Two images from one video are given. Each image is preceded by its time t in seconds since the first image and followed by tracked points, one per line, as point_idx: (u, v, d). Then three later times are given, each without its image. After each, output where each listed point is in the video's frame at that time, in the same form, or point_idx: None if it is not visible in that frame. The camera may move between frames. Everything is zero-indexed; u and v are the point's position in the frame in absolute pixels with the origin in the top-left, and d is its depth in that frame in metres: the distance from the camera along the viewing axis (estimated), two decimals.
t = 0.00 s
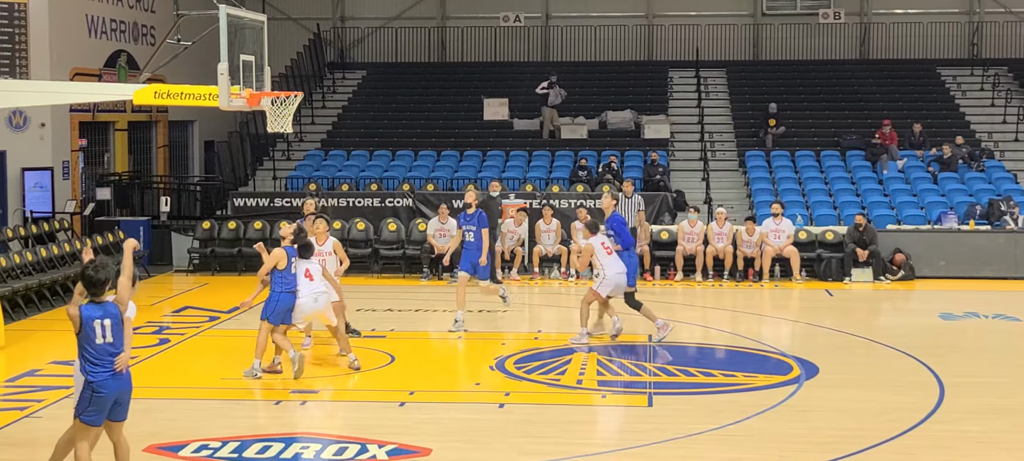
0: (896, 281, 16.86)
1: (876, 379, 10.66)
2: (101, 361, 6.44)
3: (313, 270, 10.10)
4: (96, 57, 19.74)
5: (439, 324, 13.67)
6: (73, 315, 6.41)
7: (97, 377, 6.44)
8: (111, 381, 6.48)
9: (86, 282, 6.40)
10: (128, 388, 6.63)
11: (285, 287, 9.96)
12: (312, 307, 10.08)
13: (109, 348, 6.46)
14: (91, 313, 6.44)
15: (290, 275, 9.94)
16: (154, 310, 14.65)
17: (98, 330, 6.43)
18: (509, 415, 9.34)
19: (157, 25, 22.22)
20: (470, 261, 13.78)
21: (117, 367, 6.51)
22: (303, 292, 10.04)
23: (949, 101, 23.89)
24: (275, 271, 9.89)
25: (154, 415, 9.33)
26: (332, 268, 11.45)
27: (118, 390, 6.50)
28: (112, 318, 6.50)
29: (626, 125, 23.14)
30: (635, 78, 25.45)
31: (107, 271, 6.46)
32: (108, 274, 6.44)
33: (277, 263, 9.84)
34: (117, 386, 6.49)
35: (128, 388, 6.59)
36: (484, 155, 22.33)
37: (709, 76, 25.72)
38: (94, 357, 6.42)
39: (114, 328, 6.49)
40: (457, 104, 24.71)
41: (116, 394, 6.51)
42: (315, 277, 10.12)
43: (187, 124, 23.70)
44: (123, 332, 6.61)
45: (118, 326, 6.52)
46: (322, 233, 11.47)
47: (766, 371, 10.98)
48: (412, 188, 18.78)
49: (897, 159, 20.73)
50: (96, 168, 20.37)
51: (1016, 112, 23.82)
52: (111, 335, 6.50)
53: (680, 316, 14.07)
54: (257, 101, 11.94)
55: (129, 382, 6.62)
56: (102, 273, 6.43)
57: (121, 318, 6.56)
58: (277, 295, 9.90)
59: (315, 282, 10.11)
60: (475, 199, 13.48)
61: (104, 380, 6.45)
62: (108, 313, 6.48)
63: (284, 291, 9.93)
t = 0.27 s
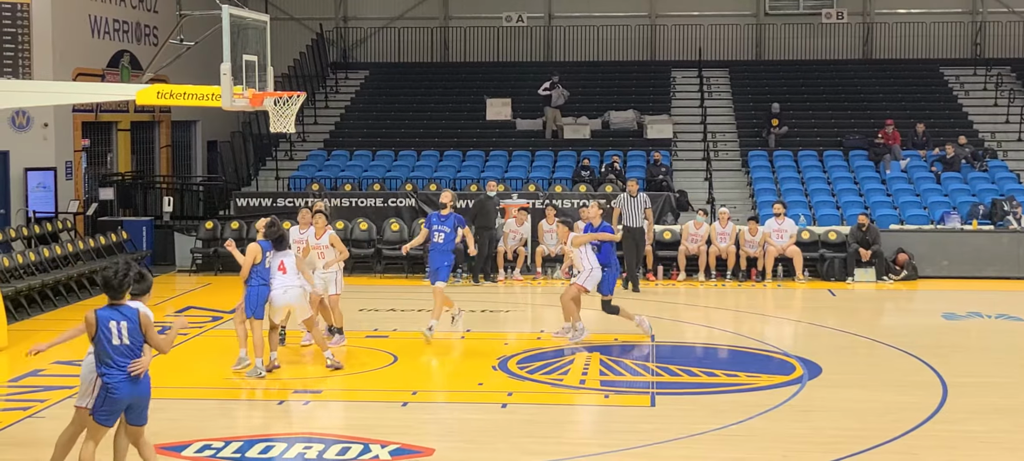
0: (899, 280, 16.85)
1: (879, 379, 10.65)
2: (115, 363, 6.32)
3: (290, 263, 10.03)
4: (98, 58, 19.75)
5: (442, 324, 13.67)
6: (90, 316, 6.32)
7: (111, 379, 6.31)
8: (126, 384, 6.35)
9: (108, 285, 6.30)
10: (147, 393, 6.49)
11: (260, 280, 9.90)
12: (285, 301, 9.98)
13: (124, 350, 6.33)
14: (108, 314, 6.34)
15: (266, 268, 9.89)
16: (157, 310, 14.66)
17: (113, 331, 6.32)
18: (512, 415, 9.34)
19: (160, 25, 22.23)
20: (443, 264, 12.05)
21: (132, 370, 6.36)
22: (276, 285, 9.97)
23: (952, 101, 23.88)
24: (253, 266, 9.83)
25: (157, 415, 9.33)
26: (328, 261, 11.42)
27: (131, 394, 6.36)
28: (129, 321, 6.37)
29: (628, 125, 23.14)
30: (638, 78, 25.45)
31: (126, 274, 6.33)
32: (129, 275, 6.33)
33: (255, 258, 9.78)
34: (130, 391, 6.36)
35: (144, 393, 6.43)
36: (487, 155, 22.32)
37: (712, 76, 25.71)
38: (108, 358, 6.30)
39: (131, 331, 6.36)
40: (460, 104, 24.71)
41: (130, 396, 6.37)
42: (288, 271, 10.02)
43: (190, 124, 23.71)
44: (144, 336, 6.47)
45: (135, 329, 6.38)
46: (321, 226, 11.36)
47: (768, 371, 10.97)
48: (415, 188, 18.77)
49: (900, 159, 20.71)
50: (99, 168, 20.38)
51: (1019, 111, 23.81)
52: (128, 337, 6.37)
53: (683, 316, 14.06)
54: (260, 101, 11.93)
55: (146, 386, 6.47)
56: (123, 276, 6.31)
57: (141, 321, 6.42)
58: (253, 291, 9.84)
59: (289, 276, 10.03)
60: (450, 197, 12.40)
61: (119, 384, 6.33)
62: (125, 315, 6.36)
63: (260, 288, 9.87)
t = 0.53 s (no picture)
0: (902, 280, 16.84)
1: (881, 379, 10.65)
2: (160, 367, 6.22)
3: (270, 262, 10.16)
4: (100, 58, 19.75)
5: (444, 324, 13.67)
6: (146, 316, 6.29)
7: (155, 382, 6.22)
8: (168, 390, 6.23)
9: (165, 289, 6.20)
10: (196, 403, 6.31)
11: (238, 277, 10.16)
12: (261, 301, 10.09)
13: (170, 356, 6.22)
14: (162, 317, 6.26)
15: (244, 267, 10.13)
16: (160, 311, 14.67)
17: (163, 335, 6.23)
18: (513, 415, 9.34)
19: (162, 25, 22.24)
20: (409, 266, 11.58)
21: (177, 378, 6.24)
22: (253, 283, 10.13)
23: (954, 101, 23.88)
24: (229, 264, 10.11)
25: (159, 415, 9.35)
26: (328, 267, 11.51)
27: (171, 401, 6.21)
28: (181, 328, 6.26)
29: (630, 125, 23.12)
30: (640, 78, 25.45)
31: (178, 279, 6.22)
32: (185, 282, 6.22)
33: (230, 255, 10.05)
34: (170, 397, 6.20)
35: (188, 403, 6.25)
36: (489, 155, 22.32)
37: (714, 76, 25.71)
38: (155, 362, 6.22)
39: (179, 336, 6.25)
40: (462, 104, 24.72)
41: (170, 404, 6.22)
42: (265, 272, 10.14)
43: (192, 124, 23.71)
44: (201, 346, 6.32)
45: (185, 337, 6.26)
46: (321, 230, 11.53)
47: (771, 371, 10.97)
48: (417, 188, 18.77)
49: (903, 158, 20.69)
50: (101, 168, 20.39)
51: (1021, 111, 23.81)
52: (178, 343, 6.26)
53: (686, 316, 14.06)
54: (262, 101, 11.94)
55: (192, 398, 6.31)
56: (179, 281, 6.22)
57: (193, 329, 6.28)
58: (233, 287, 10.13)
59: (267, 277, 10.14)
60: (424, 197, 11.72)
61: (161, 389, 6.22)
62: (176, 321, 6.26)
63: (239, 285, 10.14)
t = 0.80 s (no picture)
0: (904, 280, 16.84)
1: (884, 379, 10.65)
2: (219, 357, 6.25)
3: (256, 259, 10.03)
4: (103, 58, 19.76)
5: (446, 324, 13.68)
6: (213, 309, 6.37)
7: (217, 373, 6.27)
8: (228, 382, 6.23)
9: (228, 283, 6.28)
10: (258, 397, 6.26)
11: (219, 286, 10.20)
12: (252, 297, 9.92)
13: (226, 345, 6.24)
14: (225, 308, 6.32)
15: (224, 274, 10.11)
16: (162, 311, 14.68)
17: (224, 325, 6.27)
18: (516, 415, 9.35)
19: (164, 25, 22.25)
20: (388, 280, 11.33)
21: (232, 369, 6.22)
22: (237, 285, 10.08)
23: (957, 101, 23.86)
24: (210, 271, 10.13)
25: (163, 415, 9.35)
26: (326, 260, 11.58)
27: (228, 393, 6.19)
28: (240, 318, 6.26)
29: (633, 125, 23.10)
30: (643, 78, 25.45)
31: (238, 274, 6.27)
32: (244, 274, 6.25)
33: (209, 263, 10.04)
34: (228, 389, 6.20)
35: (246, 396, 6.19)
36: (491, 155, 22.32)
37: (717, 76, 25.70)
38: (217, 352, 6.27)
39: (235, 327, 6.24)
40: (464, 105, 24.72)
41: (230, 397, 6.20)
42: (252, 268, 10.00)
43: (195, 124, 23.73)
44: (261, 338, 6.25)
45: (242, 327, 6.24)
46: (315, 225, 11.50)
47: (773, 371, 10.97)
48: (420, 188, 18.78)
49: (905, 158, 20.68)
50: (104, 169, 20.41)
51: None
52: (236, 334, 6.26)
53: (688, 316, 14.05)
54: (265, 101, 11.94)
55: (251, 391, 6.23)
56: (242, 273, 6.27)
57: (249, 320, 6.24)
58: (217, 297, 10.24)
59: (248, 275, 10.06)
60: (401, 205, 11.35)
61: (223, 380, 6.24)
62: (236, 312, 6.28)
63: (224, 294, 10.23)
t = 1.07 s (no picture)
0: (907, 281, 16.83)
1: (887, 379, 10.63)
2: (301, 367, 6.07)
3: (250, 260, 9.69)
4: (106, 57, 19.76)
5: (448, 324, 13.68)
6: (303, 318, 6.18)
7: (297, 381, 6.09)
8: (304, 391, 6.04)
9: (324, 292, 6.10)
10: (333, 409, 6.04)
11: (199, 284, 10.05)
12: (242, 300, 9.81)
13: (309, 356, 6.06)
14: (317, 320, 6.13)
15: (200, 271, 9.98)
16: (165, 310, 14.68)
17: (312, 335, 6.09)
18: (518, 414, 9.34)
19: (167, 25, 22.25)
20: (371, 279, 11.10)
21: (312, 381, 6.03)
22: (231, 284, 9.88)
23: (960, 101, 23.85)
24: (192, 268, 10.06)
25: (165, 415, 9.35)
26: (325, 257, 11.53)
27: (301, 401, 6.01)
28: (330, 332, 6.06)
29: (635, 125, 23.09)
30: (646, 78, 25.45)
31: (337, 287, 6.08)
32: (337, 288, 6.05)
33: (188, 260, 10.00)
34: (303, 397, 6.02)
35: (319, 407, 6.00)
36: (494, 155, 22.32)
37: (719, 76, 25.71)
38: (301, 361, 6.09)
39: (323, 339, 6.05)
40: (467, 105, 24.72)
41: (304, 405, 6.02)
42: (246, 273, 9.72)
43: (198, 124, 23.74)
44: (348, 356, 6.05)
45: (329, 340, 6.04)
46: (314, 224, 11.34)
47: (776, 371, 10.96)
48: (423, 187, 18.78)
49: (908, 159, 20.66)
50: (107, 168, 20.43)
51: None
52: (323, 349, 6.06)
53: (691, 316, 14.05)
54: (267, 101, 11.94)
55: (324, 404, 6.02)
56: (336, 284, 6.08)
57: (338, 337, 6.04)
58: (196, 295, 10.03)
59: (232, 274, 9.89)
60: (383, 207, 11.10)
61: (301, 389, 6.06)
62: (328, 325, 6.09)
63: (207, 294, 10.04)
